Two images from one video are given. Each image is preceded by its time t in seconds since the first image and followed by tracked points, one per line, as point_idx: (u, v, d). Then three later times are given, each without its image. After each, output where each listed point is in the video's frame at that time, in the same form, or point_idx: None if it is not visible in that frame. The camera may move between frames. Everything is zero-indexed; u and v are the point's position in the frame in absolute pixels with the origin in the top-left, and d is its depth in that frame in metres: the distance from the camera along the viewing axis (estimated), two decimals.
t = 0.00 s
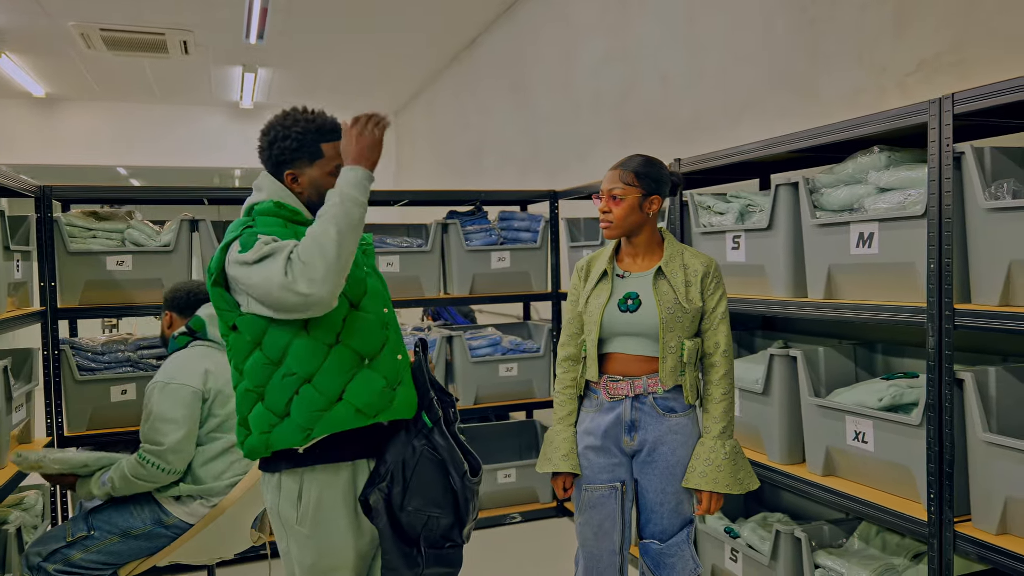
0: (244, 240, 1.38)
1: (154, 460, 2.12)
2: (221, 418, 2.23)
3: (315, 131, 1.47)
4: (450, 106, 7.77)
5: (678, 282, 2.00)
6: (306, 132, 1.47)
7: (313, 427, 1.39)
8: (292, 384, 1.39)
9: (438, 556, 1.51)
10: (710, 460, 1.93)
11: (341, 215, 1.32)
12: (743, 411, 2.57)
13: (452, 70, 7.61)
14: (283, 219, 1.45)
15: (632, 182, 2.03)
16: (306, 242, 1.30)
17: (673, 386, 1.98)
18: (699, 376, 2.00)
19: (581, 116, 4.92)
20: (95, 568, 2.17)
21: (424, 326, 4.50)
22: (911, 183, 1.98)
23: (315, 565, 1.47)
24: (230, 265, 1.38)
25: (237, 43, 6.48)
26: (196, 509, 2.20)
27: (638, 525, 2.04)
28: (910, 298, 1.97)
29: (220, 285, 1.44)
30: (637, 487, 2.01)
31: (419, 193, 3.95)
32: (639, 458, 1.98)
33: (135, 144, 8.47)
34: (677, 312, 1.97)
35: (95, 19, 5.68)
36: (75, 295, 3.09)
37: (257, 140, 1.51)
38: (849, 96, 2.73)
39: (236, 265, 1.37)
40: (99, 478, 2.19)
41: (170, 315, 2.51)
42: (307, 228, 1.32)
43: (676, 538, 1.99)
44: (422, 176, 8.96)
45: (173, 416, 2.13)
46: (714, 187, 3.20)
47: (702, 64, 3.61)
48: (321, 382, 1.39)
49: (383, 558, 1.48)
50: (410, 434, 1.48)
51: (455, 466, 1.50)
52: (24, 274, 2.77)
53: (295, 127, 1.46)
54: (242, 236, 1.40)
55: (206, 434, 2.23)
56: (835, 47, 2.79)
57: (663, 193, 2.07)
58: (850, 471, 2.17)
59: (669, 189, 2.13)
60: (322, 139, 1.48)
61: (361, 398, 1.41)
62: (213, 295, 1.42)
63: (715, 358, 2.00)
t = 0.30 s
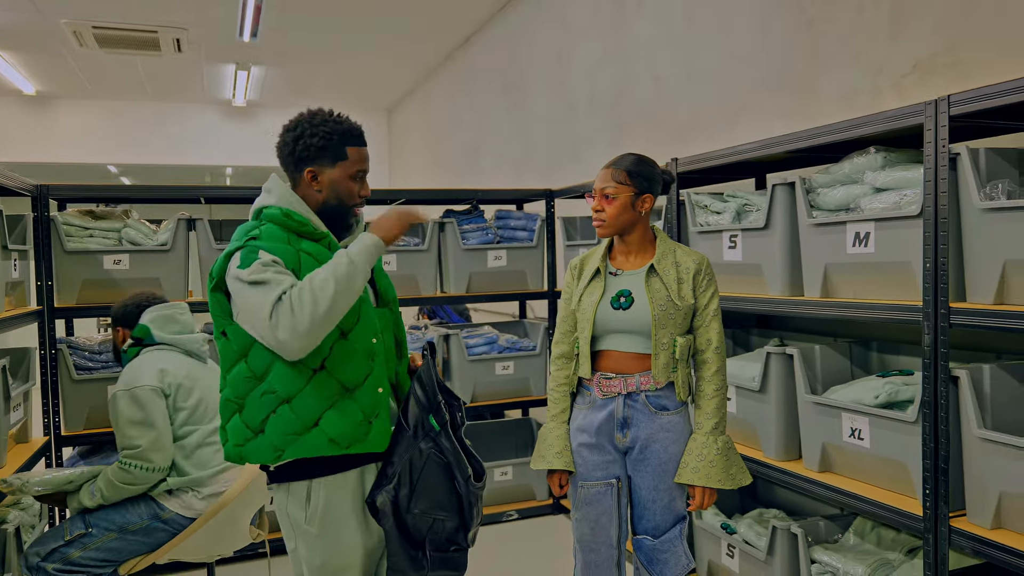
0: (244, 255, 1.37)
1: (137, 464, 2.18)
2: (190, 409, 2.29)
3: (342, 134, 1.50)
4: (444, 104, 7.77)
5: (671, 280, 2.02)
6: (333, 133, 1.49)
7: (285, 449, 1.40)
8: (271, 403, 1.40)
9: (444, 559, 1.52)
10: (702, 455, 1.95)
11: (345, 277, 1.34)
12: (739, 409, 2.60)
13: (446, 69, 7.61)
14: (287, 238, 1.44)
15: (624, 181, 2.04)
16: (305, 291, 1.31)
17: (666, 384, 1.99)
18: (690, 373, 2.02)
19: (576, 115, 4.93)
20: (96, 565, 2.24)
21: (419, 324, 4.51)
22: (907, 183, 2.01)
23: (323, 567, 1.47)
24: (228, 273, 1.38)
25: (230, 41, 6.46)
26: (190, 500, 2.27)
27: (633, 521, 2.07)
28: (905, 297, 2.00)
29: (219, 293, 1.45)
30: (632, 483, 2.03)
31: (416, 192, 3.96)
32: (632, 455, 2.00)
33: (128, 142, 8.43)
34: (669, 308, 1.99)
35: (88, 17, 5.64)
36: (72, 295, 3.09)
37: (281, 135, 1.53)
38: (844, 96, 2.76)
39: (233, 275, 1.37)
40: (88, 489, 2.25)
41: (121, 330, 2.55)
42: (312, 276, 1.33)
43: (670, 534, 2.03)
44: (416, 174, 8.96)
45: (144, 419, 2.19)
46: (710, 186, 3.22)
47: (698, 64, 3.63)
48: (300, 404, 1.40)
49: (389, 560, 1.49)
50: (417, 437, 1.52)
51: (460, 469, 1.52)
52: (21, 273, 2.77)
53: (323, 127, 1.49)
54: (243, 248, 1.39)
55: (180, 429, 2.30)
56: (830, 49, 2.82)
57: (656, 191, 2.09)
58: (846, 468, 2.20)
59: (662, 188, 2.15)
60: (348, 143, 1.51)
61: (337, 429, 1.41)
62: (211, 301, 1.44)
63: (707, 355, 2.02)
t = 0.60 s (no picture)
0: (247, 266, 1.36)
1: (139, 463, 2.20)
2: (190, 410, 2.34)
3: (336, 126, 1.52)
4: (437, 103, 7.77)
5: (663, 278, 2.04)
6: (328, 125, 1.51)
7: (287, 454, 1.41)
8: (272, 409, 1.41)
9: (444, 559, 1.54)
10: (695, 450, 1.97)
11: (347, 335, 1.35)
12: (733, 406, 2.63)
13: (438, 67, 7.61)
14: (291, 247, 1.43)
15: (618, 179, 2.07)
16: (305, 338, 1.31)
17: (659, 382, 2.02)
18: (684, 369, 2.04)
19: (569, 115, 4.95)
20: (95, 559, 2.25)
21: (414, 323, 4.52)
22: (900, 183, 2.04)
23: (325, 564, 1.47)
24: (232, 279, 1.38)
25: (223, 39, 6.44)
26: (193, 496, 2.32)
27: (628, 518, 2.08)
28: (898, 296, 2.03)
29: (223, 296, 1.46)
30: (626, 481, 2.04)
31: (411, 191, 3.97)
32: (626, 454, 2.02)
33: (118, 140, 8.39)
34: (662, 306, 2.02)
35: (79, 14, 5.61)
36: (68, 294, 3.09)
37: (280, 132, 1.55)
38: (836, 97, 2.79)
39: (237, 283, 1.37)
40: (87, 486, 2.23)
41: (109, 328, 2.56)
42: (315, 322, 1.33)
43: (664, 531, 2.04)
44: (409, 172, 8.96)
45: (145, 418, 2.22)
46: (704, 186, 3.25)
47: (691, 64, 3.66)
48: (301, 411, 1.41)
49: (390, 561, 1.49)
50: (418, 440, 1.52)
51: (461, 472, 1.55)
52: (18, 272, 2.76)
53: (318, 119, 1.51)
54: (247, 255, 1.39)
55: (180, 428, 2.34)
56: (822, 50, 2.85)
57: (648, 191, 2.12)
58: (839, 463, 2.24)
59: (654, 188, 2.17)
60: (343, 135, 1.52)
61: (340, 438, 1.42)
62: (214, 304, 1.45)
63: (699, 351, 2.05)
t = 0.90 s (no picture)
0: (246, 272, 1.37)
1: (154, 460, 2.27)
2: (202, 409, 2.44)
3: (332, 122, 1.51)
4: (431, 101, 7.76)
5: (660, 277, 2.06)
6: (323, 121, 1.50)
7: (287, 454, 1.42)
8: (272, 409, 1.42)
9: (443, 558, 1.55)
10: (694, 446, 1.99)
11: (343, 340, 1.35)
12: (731, 402, 2.65)
13: (432, 65, 7.60)
14: (291, 249, 1.44)
15: (616, 178, 2.08)
16: (300, 344, 1.32)
17: (658, 379, 2.04)
18: (682, 366, 2.06)
19: (565, 113, 4.96)
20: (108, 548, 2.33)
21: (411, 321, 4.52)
22: (895, 182, 2.07)
23: (326, 561, 1.48)
24: (232, 283, 1.39)
25: (216, 36, 6.42)
26: (205, 487, 2.42)
27: (627, 514, 2.09)
28: (894, 293, 2.05)
29: (224, 296, 1.47)
30: (625, 477, 2.06)
31: (408, 189, 3.97)
32: (624, 451, 2.03)
33: (111, 137, 8.35)
34: (659, 304, 2.03)
35: (72, 11, 5.58)
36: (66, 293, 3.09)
37: (276, 132, 1.54)
38: (832, 96, 2.81)
39: (237, 287, 1.38)
40: (100, 481, 2.28)
41: (110, 325, 2.57)
42: (309, 330, 1.33)
43: (663, 526, 2.06)
44: (403, 170, 8.95)
45: (163, 417, 2.30)
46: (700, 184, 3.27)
47: (687, 63, 3.68)
48: (301, 412, 1.42)
49: (390, 559, 1.50)
50: (419, 439, 1.53)
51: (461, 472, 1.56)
52: (15, 270, 2.76)
53: (313, 117, 1.50)
54: (248, 258, 1.39)
55: (192, 426, 2.44)
56: (817, 49, 2.87)
57: (647, 189, 2.12)
58: (835, 458, 2.27)
59: (652, 187, 2.18)
60: (339, 131, 1.51)
61: (338, 440, 1.43)
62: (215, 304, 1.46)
63: (697, 348, 2.06)
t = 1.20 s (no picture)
0: (244, 267, 1.37)
1: (166, 452, 2.34)
2: (208, 401, 2.51)
3: (317, 117, 1.53)
4: (425, 98, 7.75)
5: (656, 275, 2.05)
6: (308, 117, 1.52)
7: (291, 448, 1.43)
8: (276, 403, 1.44)
9: (441, 557, 1.54)
10: (696, 442, 1.99)
11: (339, 317, 1.34)
12: (727, 398, 2.67)
13: (426, 62, 7.59)
14: (288, 243, 1.44)
15: (610, 175, 2.08)
16: (299, 331, 1.32)
17: (657, 376, 2.05)
18: (680, 364, 2.06)
19: (560, 111, 4.96)
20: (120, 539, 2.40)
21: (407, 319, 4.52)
22: (890, 180, 2.09)
23: (321, 559, 1.49)
24: (232, 280, 1.39)
25: (210, 33, 6.40)
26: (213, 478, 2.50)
27: (627, 510, 2.12)
28: (889, 290, 2.08)
29: (225, 293, 1.48)
30: (625, 474, 2.08)
31: (404, 187, 3.97)
32: (624, 448, 2.05)
33: (103, 134, 8.31)
34: (656, 303, 2.03)
35: (65, 8, 5.55)
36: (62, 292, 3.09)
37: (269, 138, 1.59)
38: (826, 94, 2.83)
39: (236, 284, 1.38)
40: (112, 474, 2.38)
41: (110, 322, 2.63)
42: (306, 316, 1.33)
43: (662, 522, 2.08)
44: (397, 168, 8.93)
45: (174, 411, 2.35)
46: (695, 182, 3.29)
47: (682, 61, 3.69)
48: (303, 406, 1.43)
49: (389, 559, 1.50)
50: (417, 439, 1.53)
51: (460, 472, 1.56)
52: (11, 268, 2.75)
53: (297, 115, 1.52)
54: (245, 254, 1.39)
55: (199, 417, 2.52)
56: (812, 47, 2.89)
57: (641, 187, 2.13)
58: (831, 453, 2.29)
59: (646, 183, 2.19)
60: (324, 125, 1.52)
61: (340, 433, 1.44)
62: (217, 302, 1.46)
63: (696, 344, 2.06)
